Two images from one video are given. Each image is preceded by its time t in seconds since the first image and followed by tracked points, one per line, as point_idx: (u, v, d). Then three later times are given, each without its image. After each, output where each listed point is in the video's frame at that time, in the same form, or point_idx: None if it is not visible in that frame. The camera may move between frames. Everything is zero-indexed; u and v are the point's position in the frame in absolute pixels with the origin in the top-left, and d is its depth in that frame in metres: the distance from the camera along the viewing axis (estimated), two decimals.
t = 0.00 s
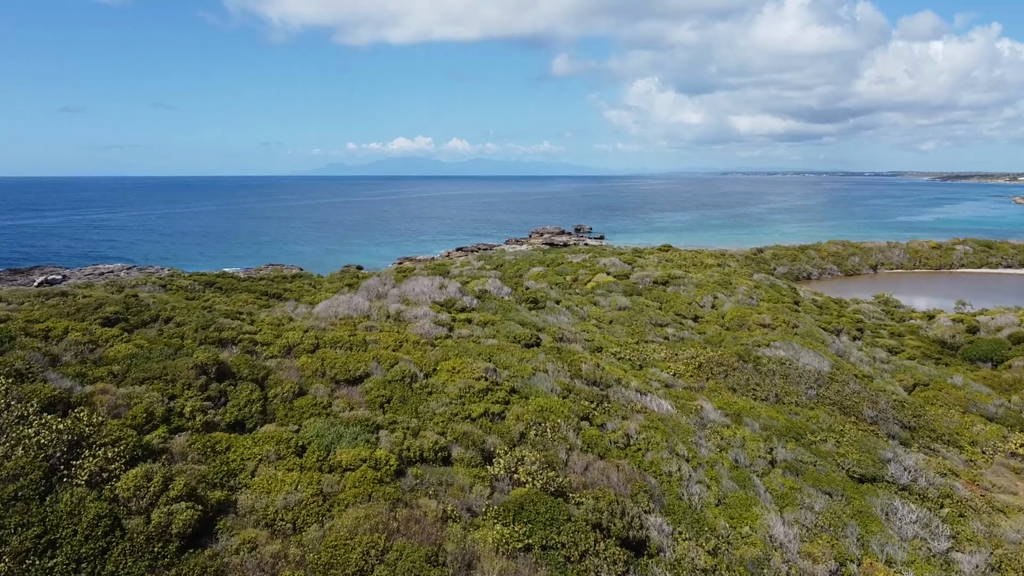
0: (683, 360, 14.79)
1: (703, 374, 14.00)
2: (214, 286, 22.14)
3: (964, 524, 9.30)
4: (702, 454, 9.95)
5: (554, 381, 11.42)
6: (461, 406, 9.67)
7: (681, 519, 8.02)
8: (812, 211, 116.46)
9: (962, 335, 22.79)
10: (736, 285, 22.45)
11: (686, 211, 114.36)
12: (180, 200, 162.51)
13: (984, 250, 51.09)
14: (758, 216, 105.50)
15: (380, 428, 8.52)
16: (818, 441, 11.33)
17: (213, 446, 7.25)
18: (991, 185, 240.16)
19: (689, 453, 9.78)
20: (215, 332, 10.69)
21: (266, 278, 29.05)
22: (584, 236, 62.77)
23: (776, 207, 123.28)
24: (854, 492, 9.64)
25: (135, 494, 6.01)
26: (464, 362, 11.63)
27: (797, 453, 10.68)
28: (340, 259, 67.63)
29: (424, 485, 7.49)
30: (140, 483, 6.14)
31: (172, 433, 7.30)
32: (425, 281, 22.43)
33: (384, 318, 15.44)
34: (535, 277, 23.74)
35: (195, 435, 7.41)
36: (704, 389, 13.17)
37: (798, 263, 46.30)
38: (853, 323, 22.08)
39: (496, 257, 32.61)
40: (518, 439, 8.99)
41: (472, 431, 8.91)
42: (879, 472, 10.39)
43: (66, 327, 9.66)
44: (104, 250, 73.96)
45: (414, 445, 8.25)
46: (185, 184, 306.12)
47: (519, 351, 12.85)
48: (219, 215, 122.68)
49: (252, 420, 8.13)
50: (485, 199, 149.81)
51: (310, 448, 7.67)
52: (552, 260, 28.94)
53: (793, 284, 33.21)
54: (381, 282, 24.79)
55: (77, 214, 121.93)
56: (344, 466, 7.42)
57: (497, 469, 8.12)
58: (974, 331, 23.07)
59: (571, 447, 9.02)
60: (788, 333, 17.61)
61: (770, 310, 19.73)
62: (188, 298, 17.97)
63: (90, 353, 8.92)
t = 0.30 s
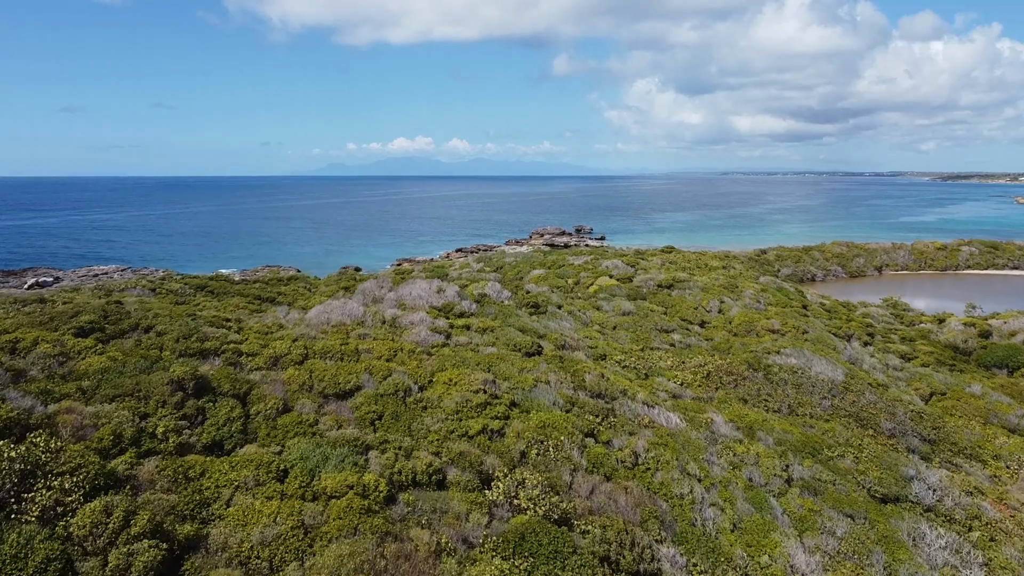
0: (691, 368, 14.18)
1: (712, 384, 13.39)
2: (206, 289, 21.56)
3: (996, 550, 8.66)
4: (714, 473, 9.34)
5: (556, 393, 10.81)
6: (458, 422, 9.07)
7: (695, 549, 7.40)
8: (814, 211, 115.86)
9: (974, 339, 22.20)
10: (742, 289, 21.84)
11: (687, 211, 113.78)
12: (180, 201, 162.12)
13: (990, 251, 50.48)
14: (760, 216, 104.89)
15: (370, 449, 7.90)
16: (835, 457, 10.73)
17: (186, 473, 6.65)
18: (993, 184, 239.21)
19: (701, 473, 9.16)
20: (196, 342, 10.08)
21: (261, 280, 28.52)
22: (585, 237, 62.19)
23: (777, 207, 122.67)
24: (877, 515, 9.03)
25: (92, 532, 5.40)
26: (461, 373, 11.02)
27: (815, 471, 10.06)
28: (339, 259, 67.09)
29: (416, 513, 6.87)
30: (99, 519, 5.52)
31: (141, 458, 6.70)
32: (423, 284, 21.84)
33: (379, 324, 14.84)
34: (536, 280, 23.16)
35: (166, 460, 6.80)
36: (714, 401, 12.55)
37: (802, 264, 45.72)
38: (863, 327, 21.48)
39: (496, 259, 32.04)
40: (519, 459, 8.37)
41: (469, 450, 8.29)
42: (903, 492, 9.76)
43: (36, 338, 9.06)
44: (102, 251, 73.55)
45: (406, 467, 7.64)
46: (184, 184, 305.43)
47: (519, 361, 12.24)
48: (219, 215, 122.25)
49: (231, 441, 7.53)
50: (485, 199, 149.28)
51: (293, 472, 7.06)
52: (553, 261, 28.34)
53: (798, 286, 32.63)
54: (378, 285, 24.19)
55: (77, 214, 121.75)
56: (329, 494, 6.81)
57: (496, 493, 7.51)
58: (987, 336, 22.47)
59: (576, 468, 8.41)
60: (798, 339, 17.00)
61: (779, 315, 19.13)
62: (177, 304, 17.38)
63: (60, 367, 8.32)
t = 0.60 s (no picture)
0: (697, 375, 13.70)
1: (720, 392, 12.89)
2: (199, 292, 21.08)
3: None
4: (725, 490, 8.86)
5: (558, 404, 10.32)
6: (455, 437, 8.58)
7: None
8: (816, 211, 115.32)
9: (985, 343, 21.71)
10: (748, 291, 21.34)
11: (688, 211, 113.28)
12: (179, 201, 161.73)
13: (995, 252, 49.99)
14: (761, 216, 104.36)
15: (360, 467, 7.42)
16: (851, 471, 10.24)
17: (160, 497, 6.17)
18: (994, 185, 238.92)
19: (712, 491, 8.67)
20: (180, 351, 9.59)
21: (257, 283, 28.05)
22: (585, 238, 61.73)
23: (779, 208, 122.11)
24: (899, 535, 8.54)
25: (49, 568, 4.91)
26: (459, 382, 10.52)
27: (830, 486, 9.57)
28: (338, 259, 66.63)
29: (409, 540, 6.37)
30: (59, 553, 5.04)
31: (111, 481, 6.21)
32: (421, 286, 21.38)
33: (375, 330, 14.35)
34: (537, 282, 22.68)
35: (139, 483, 6.31)
36: (722, 410, 12.07)
37: (806, 265, 45.24)
38: (872, 331, 20.99)
39: (496, 260, 31.55)
40: (519, 478, 7.88)
41: (466, 468, 7.80)
42: (923, 510, 9.26)
43: (9, 348, 8.59)
44: (100, 251, 73.19)
45: (399, 488, 7.14)
46: (184, 184, 305.65)
47: (520, 369, 11.74)
48: (218, 215, 121.85)
49: (211, 460, 7.04)
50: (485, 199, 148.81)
51: (276, 495, 6.58)
52: (554, 263, 27.87)
53: (803, 288, 32.15)
54: (375, 288, 23.71)
55: (76, 214, 121.48)
56: (315, 519, 6.32)
57: (495, 516, 7.01)
58: (997, 340, 21.99)
59: (580, 487, 7.92)
60: (806, 344, 16.54)
61: (786, 319, 18.65)
62: (167, 308, 16.90)
63: (32, 379, 7.85)
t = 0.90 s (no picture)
0: (704, 383, 13.21)
1: (728, 402, 12.40)
2: (192, 295, 20.58)
3: None
4: (738, 509, 8.35)
5: (560, 416, 9.84)
6: (451, 453, 8.08)
7: None
8: (817, 211, 114.82)
9: (996, 347, 21.23)
10: (753, 294, 20.85)
11: (689, 211, 112.80)
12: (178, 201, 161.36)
13: (1000, 253, 49.49)
14: (763, 216, 103.89)
15: (349, 489, 6.92)
16: (868, 486, 9.74)
17: (128, 525, 5.67)
18: (995, 184, 238.50)
19: (724, 510, 8.17)
20: (162, 361, 9.09)
21: (253, 285, 27.58)
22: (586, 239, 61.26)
23: (780, 208, 121.62)
24: (923, 557, 8.04)
25: None
26: (456, 393, 10.02)
27: (848, 504, 9.06)
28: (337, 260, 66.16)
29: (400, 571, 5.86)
30: None
31: (76, 509, 5.72)
32: (419, 289, 20.88)
33: (370, 336, 13.87)
34: (537, 285, 22.20)
35: (108, 510, 5.82)
36: (731, 421, 11.57)
37: (809, 266, 44.78)
38: (881, 335, 20.50)
39: (496, 262, 31.04)
40: (520, 499, 7.38)
41: (463, 489, 7.30)
42: (947, 530, 8.76)
43: None
44: (98, 251, 72.82)
45: (390, 512, 6.65)
46: (183, 184, 304.87)
47: (520, 378, 11.24)
48: (217, 215, 121.56)
49: (189, 482, 6.55)
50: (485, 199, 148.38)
51: (257, 522, 6.09)
52: (554, 265, 27.37)
53: (807, 290, 31.64)
54: (373, 290, 23.22)
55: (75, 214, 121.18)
56: (298, 549, 5.83)
57: (493, 543, 6.50)
58: (1008, 343, 21.50)
59: (585, 509, 7.43)
60: (816, 350, 16.04)
61: (794, 323, 18.15)
62: (157, 314, 16.41)
63: None
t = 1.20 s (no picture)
0: (713, 393, 12.66)
1: (738, 413, 11.85)
2: (183, 298, 20.05)
3: None
4: (754, 533, 7.79)
5: (563, 430, 9.29)
6: (447, 475, 7.52)
7: None
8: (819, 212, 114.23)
9: (1010, 352, 20.66)
10: (760, 298, 20.30)
11: (690, 212, 112.26)
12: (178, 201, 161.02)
13: (1006, 254, 48.91)
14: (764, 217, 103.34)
15: (335, 518, 6.36)
16: (890, 506, 9.18)
17: (85, 564, 5.10)
18: (998, 184, 237.47)
19: (740, 534, 7.61)
20: (140, 374, 8.55)
21: (248, 287, 27.04)
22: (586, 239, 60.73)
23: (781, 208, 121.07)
24: None
25: None
26: (453, 407, 9.46)
27: (870, 526, 8.49)
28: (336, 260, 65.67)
29: None
30: None
31: (27, 547, 5.16)
32: (417, 293, 20.34)
33: (365, 343, 13.33)
34: (538, 288, 21.66)
35: (64, 546, 5.26)
36: (742, 434, 11.02)
37: (813, 268, 44.23)
38: (891, 339, 19.93)
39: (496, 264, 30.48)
40: (520, 526, 6.83)
41: (459, 515, 6.74)
42: (977, 555, 8.18)
43: None
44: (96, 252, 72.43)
45: (379, 543, 6.08)
46: (184, 182, 304.94)
47: (521, 389, 10.70)
48: (216, 215, 121.13)
49: (158, 512, 6.00)
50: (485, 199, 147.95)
51: (232, 558, 5.54)
52: (555, 267, 26.83)
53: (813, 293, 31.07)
54: (370, 293, 22.70)
55: (75, 214, 120.88)
56: None
57: None
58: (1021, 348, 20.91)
59: (590, 536, 6.88)
60: (827, 357, 15.47)
61: (803, 328, 17.61)
62: (145, 320, 15.89)
63: None
